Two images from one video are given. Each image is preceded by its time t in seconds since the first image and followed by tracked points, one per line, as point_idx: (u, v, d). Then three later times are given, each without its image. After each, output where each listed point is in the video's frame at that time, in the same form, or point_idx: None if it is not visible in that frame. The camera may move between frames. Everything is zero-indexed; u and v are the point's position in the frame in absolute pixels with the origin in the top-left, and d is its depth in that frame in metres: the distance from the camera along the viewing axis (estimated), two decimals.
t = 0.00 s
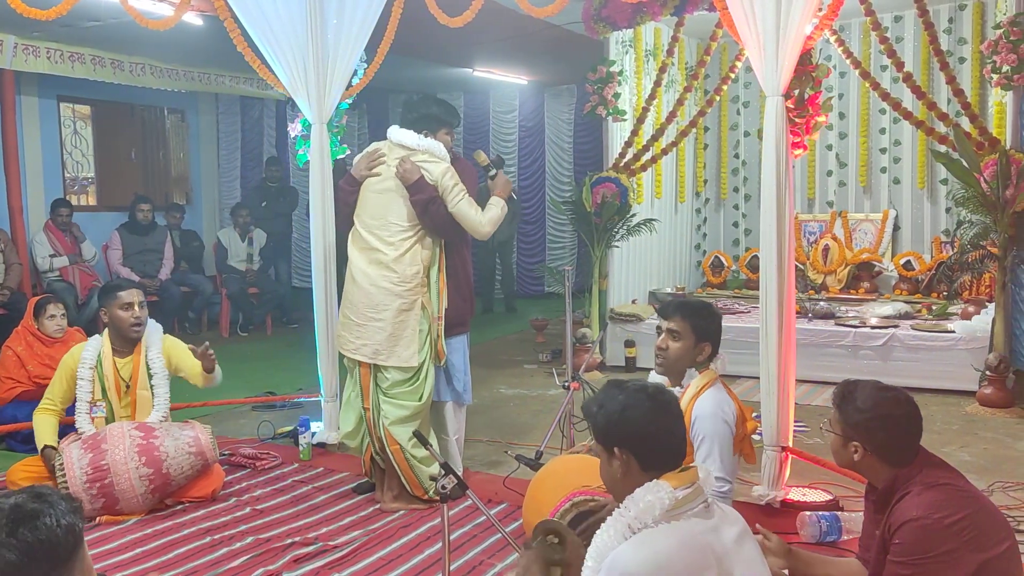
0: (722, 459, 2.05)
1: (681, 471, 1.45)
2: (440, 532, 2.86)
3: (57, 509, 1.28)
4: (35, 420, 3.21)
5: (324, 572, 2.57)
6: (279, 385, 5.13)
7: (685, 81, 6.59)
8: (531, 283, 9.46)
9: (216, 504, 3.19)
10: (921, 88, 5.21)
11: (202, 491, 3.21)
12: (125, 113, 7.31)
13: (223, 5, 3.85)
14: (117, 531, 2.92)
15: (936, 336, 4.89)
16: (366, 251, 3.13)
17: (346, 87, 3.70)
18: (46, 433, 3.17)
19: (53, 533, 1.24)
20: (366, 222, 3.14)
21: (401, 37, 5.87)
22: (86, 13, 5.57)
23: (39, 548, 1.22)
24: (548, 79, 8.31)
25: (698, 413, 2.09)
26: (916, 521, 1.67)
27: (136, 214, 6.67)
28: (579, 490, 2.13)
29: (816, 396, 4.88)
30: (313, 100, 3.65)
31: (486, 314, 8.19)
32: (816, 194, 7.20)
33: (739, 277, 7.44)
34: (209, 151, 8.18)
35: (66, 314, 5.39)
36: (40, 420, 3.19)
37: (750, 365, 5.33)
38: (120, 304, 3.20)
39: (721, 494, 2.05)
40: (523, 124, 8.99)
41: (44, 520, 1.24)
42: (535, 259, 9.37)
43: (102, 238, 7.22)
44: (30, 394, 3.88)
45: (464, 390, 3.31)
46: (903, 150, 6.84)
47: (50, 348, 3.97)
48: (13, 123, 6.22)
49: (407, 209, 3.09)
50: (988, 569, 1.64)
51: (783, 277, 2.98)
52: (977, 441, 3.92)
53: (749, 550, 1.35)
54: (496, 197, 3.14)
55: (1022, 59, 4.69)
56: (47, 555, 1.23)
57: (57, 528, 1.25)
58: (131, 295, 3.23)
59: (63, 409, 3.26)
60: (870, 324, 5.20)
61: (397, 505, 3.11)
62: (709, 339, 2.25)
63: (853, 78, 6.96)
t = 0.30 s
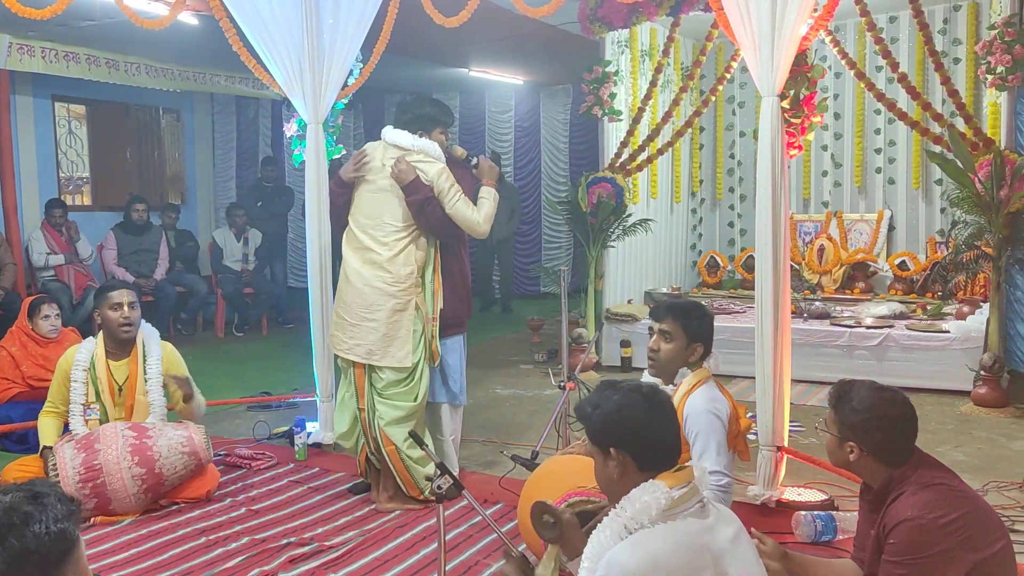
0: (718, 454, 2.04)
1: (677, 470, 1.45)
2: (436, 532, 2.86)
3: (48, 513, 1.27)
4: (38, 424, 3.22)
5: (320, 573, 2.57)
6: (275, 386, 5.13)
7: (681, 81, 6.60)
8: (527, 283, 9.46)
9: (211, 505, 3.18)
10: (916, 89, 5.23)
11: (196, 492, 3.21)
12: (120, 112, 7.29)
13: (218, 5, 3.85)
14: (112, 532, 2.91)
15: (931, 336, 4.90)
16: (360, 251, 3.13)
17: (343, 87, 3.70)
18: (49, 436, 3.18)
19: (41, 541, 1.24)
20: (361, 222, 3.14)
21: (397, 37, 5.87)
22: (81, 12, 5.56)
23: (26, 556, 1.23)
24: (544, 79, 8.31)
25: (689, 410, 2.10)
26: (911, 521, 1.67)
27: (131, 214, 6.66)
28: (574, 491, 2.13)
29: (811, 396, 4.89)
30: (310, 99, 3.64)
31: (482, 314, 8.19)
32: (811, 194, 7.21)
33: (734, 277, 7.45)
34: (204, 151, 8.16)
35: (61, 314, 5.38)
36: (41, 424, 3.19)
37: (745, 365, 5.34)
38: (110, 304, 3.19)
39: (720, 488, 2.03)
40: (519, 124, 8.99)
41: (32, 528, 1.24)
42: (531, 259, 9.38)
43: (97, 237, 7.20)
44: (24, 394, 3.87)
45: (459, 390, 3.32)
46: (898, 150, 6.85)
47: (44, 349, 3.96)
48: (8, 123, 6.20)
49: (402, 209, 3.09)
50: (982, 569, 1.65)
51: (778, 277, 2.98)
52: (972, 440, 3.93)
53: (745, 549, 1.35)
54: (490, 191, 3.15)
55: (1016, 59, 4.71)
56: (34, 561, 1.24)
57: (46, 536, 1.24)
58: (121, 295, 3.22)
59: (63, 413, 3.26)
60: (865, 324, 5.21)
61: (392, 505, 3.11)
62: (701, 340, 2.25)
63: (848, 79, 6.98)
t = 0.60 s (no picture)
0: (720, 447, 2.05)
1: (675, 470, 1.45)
2: (432, 532, 2.86)
3: (43, 510, 1.27)
4: (15, 415, 3.18)
5: (316, 573, 2.56)
6: (271, 386, 5.12)
7: (677, 82, 6.61)
8: (523, 283, 9.47)
9: (208, 505, 3.18)
10: (912, 89, 5.24)
11: (193, 491, 3.20)
12: (116, 112, 7.28)
13: (215, 5, 3.84)
14: (108, 532, 2.91)
15: (926, 336, 4.91)
16: (357, 252, 3.12)
17: (339, 87, 3.69)
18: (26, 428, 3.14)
19: (38, 536, 1.23)
20: (357, 222, 3.14)
21: (394, 38, 5.87)
22: (76, 12, 5.55)
23: (22, 552, 1.22)
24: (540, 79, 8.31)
25: (685, 406, 2.10)
26: (908, 521, 1.68)
27: (127, 214, 6.64)
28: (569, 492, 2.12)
29: (807, 395, 4.90)
30: (305, 99, 3.64)
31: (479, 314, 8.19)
32: (807, 194, 7.22)
33: (730, 277, 7.46)
34: (200, 151, 8.15)
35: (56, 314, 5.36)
36: (20, 415, 3.16)
37: (741, 365, 5.35)
38: (116, 306, 3.17)
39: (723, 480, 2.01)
40: (516, 124, 8.99)
41: (29, 522, 1.24)
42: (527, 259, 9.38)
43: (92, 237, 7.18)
44: (19, 395, 3.86)
45: (457, 389, 3.30)
46: (894, 151, 6.86)
47: (39, 349, 3.94)
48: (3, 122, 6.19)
49: (399, 209, 3.09)
50: (976, 569, 1.65)
51: (775, 278, 2.99)
52: (968, 440, 3.95)
53: (741, 549, 1.35)
54: (486, 187, 3.15)
55: (1011, 60, 4.72)
56: (29, 556, 1.23)
57: (42, 531, 1.24)
58: (127, 298, 3.21)
59: (44, 406, 3.23)
60: (861, 324, 5.22)
61: (389, 505, 3.11)
62: (697, 338, 2.26)
63: (844, 79, 6.99)
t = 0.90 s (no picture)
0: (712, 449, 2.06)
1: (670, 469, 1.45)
2: (430, 532, 2.86)
3: (45, 509, 1.27)
4: (21, 413, 3.21)
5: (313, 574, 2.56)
6: (267, 386, 5.12)
7: (673, 82, 6.62)
8: (520, 283, 9.47)
9: (205, 506, 3.17)
10: (909, 90, 5.25)
11: (191, 492, 3.20)
12: (112, 112, 7.27)
13: (212, 5, 3.84)
14: (106, 532, 2.90)
15: (922, 335, 4.92)
16: (352, 253, 3.12)
17: (336, 87, 3.69)
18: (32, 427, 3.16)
19: (39, 534, 1.23)
20: (353, 222, 3.13)
21: (391, 37, 5.86)
22: (72, 12, 5.55)
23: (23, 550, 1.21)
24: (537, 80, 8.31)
25: (679, 406, 2.11)
26: (906, 521, 1.68)
27: (123, 214, 6.63)
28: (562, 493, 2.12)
29: (804, 396, 4.90)
30: (302, 99, 3.64)
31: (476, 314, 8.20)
32: (804, 194, 7.23)
33: (727, 277, 7.48)
34: (197, 151, 8.14)
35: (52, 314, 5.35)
36: (27, 413, 3.18)
37: (738, 365, 5.35)
38: (115, 314, 3.15)
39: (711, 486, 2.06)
40: (513, 124, 9.00)
41: (30, 520, 1.23)
42: (524, 259, 9.38)
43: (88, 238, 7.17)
44: (16, 395, 3.85)
45: (455, 390, 3.31)
46: (890, 151, 6.87)
47: (36, 350, 3.93)
48: None
49: (393, 210, 3.09)
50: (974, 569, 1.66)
51: (772, 278, 2.99)
52: (964, 440, 3.96)
53: (742, 551, 1.35)
54: (480, 186, 3.15)
55: (1007, 60, 4.73)
56: (29, 555, 1.22)
57: (43, 529, 1.24)
58: (126, 305, 3.18)
59: (49, 405, 3.26)
60: (857, 324, 5.23)
61: (386, 506, 3.11)
62: (699, 338, 2.27)
63: (840, 80, 7.01)
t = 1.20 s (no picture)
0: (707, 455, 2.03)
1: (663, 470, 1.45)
2: (427, 533, 2.86)
3: (41, 507, 1.25)
4: (24, 422, 3.19)
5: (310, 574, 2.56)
6: (264, 386, 5.11)
7: (670, 82, 6.63)
8: (518, 283, 9.47)
9: (202, 506, 3.17)
10: (905, 90, 5.26)
11: (187, 492, 3.20)
12: (109, 112, 7.26)
13: (208, 4, 3.83)
14: (101, 533, 2.90)
15: (919, 335, 4.92)
16: (348, 254, 3.12)
17: (332, 87, 3.69)
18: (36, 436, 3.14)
19: (35, 529, 1.21)
20: (349, 223, 3.13)
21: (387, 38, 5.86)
22: (69, 12, 5.54)
23: (21, 545, 1.19)
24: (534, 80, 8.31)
25: (677, 411, 2.11)
26: (903, 521, 1.68)
27: (119, 214, 6.62)
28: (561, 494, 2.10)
29: (801, 396, 4.91)
30: (299, 99, 3.63)
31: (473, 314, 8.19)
32: (800, 195, 7.24)
33: (724, 277, 7.48)
34: (194, 151, 8.13)
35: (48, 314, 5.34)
36: (29, 423, 3.17)
37: (736, 365, 5.36)
38: (110, 312, 3.15)
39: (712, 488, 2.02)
40: (509, 124, 9.00)
41: (27, 516, 1.22)
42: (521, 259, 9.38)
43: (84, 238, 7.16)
44: (12, 396, 3.83)
45: (451, 391, 3.30)
46: (887, 151, 6.88)
47: (32, 350, 3.91)
48: None
49: (389, 210, 3.09)
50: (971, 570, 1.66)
51: (768, 278, 3.00)
52: (961, 439, 3.96)
53: (737, 551, 1.35)
54: (477, 186, 3.15)
55: (1003, 60, 4.75)
56: (27, 553, 1.20)
57: (40, 525, 1.22)
58: (121, 303, 3.18)
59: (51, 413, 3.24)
60: (854, 324, 5.23)
61: (383, 506, 3.11)
62: (685, 340, 2.26)
63: (837, 80, 7.02)
